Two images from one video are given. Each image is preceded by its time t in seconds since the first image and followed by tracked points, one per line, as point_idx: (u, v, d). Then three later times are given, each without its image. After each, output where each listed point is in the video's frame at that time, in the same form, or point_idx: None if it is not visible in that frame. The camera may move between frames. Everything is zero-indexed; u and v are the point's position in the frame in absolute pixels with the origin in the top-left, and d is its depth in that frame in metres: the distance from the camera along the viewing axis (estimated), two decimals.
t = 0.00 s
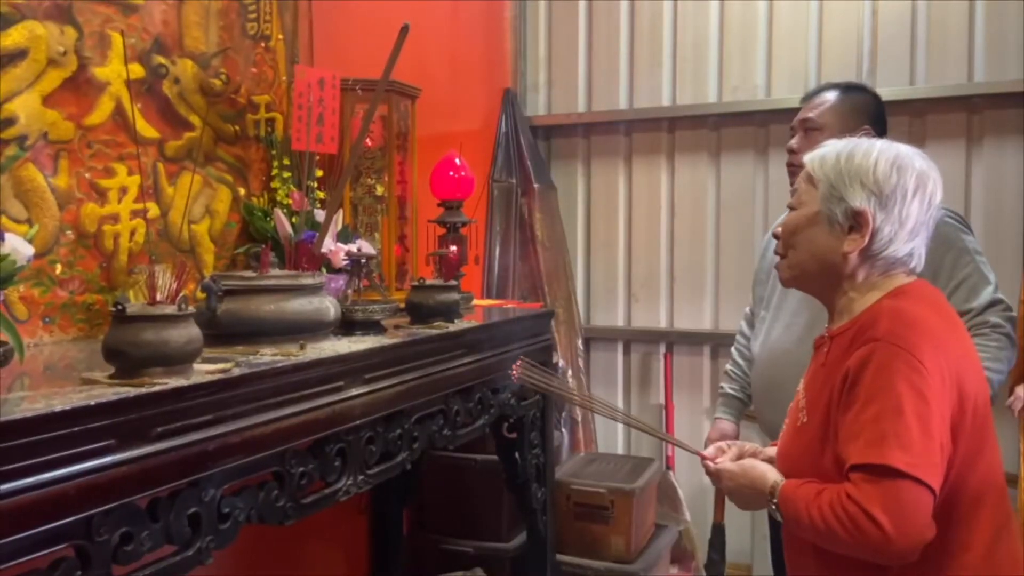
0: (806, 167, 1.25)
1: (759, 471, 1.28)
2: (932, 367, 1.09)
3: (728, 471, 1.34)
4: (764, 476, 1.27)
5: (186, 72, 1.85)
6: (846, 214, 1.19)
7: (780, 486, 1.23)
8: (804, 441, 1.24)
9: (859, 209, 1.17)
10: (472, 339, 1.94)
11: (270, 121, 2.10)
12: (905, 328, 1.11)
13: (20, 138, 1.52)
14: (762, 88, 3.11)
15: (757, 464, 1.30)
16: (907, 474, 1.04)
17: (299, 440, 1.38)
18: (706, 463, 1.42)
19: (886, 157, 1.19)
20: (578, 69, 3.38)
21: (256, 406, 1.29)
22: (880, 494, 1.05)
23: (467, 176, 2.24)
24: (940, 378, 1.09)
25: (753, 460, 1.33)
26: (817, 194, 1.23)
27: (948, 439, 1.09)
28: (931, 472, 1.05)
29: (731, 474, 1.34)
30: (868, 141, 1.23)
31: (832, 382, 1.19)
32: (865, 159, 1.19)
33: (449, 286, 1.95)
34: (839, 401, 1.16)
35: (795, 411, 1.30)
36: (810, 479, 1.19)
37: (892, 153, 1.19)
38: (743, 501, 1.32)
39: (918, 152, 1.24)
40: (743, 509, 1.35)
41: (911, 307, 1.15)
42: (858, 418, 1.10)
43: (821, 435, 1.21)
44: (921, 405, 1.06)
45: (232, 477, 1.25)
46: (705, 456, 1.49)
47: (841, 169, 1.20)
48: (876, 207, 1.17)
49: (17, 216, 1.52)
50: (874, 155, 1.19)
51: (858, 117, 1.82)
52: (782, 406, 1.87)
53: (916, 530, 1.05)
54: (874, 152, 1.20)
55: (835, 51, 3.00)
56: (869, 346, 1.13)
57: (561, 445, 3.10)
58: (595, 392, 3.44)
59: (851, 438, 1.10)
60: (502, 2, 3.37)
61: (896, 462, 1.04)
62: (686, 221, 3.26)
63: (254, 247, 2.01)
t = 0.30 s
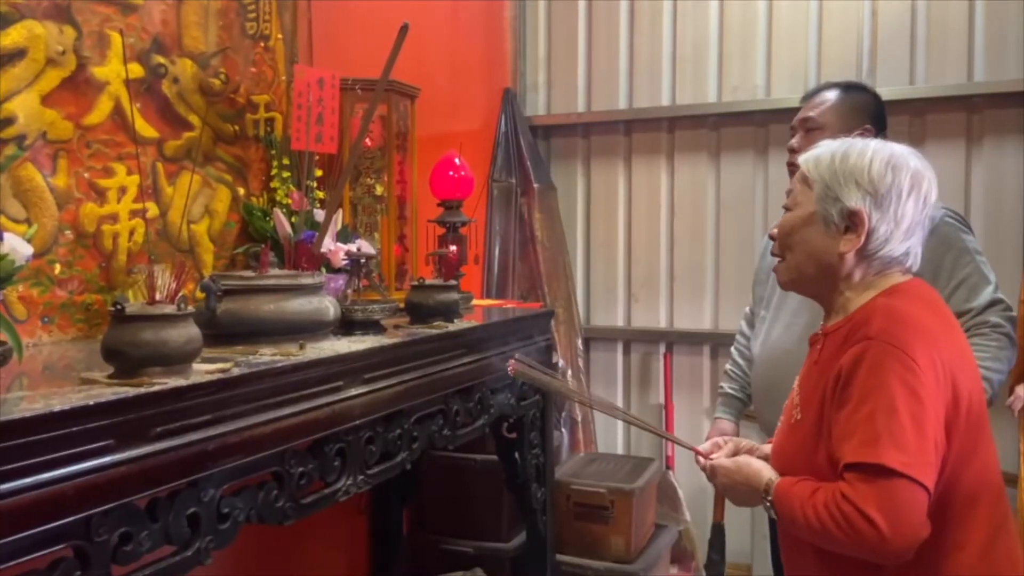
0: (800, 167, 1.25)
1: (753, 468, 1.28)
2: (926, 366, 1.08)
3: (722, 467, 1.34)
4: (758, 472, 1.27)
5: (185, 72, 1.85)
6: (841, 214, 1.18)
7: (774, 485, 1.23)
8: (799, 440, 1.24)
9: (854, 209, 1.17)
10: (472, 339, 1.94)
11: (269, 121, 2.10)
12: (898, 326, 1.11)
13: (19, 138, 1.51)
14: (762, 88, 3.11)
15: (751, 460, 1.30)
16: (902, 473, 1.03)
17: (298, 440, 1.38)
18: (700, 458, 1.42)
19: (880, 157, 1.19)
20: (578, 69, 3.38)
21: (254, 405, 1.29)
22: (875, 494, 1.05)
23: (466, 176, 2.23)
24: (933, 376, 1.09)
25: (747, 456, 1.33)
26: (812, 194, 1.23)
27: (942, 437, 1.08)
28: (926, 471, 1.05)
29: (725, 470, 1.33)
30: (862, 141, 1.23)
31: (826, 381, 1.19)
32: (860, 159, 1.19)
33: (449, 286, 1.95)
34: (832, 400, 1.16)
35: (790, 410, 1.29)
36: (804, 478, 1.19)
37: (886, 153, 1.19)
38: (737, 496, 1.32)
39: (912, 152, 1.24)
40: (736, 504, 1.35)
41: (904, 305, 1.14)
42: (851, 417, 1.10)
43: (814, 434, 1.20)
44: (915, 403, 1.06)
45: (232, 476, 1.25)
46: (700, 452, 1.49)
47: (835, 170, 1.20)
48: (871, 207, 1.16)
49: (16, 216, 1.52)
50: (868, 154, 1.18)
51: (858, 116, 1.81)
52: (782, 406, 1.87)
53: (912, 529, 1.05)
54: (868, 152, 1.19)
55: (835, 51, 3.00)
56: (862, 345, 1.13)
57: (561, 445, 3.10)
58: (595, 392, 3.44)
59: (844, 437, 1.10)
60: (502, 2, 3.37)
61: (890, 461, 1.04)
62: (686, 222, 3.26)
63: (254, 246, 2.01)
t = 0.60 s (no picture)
0: (798, 168, 1.25)
1: (753, 471, 1.28)
2: (924, 367, 1.08)
3: (722, 470, 1.34)
4: (758, 475, 1.27)
5: (183, 71, 1.84)
6: (839, 215, 1.18)
7: (774, 487, 1.23)
8: (798, 441, 1.24)
9: (852, 210, 1.17)
10: (471, 339, 1.94)
11: (268, 121, 2.09)
12: (896, 327, 1.11)
13: (17, 137, 1.51)
14: (761, 88, 3.11)
15: (752, 463, 1.30)
16: (901, 476, 1.03)
17: (297, 440, 1.37)
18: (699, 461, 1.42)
19: (878, 157, 1.18)
20: (576, 69, 3.37)
21: (253, 406, 1.29)
22: (873, 497, 1.05)
23: (465, 176, 2.23)
24: (932, 377, 1.08)
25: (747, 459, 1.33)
26: (810, 195, 1.22)
27: (941, 439, 1.08)
28: (925, 472, 1.05)
29: (725, 473, 1.33)
30: (860, 141, 1.23)
31: (825, 382, 1.18)
32: (857, 160, 1.18)
33: (447, 286, 1.95)
34: (830, 402, 1.16)
35: (789, 411, 1.29)
36: (804, 480, 1.19)
37: (884, 153, 1.18)
38: (737, 499, 1.32)
39: (910, 152, 1.23)
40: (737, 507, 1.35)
41: (902, 305, 1.14)
42: (850, 419, 1.09)
43: (813, 435, 1.20)
44: (913, 405, 1.06)
45: (229, 477, 1.25)
46: (700, 455, 1.49)
47: (833, 171, 1.20)
48: (870, 207, 1.16)
49: (14, 216, 1.51)
50: (866, 155, 1.18)
51: (857, 116, 1.81)
52: (781, 406, 1.87)
53: (911, 531, 1.04)
54: (866, 153, 1.19)
55: (833, 51, 3.00)
56: (861, 346, 1.13)
57: (560, 445, 3.10)
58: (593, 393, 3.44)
59: (843, 439, 1.10)
60: (501, 2, 3.37)
61: (889, 463, 1.03)
62: (685, 222, 3.25)
63: (252, 247, 2.00)
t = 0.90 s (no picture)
0: (804, 167, 1.25)
1: (756, 476, 1.27)
2: (930, 370, 1.08)
3: (725, 474, 1.33)
4: (762, 477, 1.27)
5: (180, 71, 1.84)
6: (844, 214, 1.18)
7: (778, 491, 1.22)
8: (801, 444, 1.23)
9: (857, 210, 1.17)
10: (468, 340, 1.93)
11: (265, 121, 2.09)
12: (903, 330, 1.11)
13: (13, 136, 1.50)
14: (759, 89, 3.11)
15: (755, 468, 1.29)
16: (908, 480, 1.03)
17: (294, 440, 1.37)
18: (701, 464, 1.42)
19: (885, 157, 1.18)
20: (574, 69, 3.37)
21: (250, 406, 1.29)
22: (880, 501, 1.04)
23: (463, 176, 2.23)
24: (938, 380, 1.08)
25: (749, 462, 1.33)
26: (815, 194, 1.22)
27: (948, 442, 1.08)
28: (932, 476, 1.04)
29: (727, 476, 1.33)
30: (867, 141, 1.22)
31: (829, 385, 1.18)
32: (863, 160, 1.18)
33: (445, 286, 1.94)
34: (834, 405, 1.16)
35: (791, 413, 1.29)
36: (808, 484, 1.19)
37: (890, 153, 1.18)
38: (739, 504, 1.32)
39: (917, 153, 1.23)
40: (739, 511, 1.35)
41: (907, 308, 1.14)
42: (856, 423, 1.09)
43: (815, 437, 1.20)
44: (920, 408, 1.06)
45: (226, 477, 1.24)
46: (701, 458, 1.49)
47: (839, 170, 1.20)
48: (875, 207, 1.16)
49: (10, 215, 1.51)
50: (872, 155, 1.18)
51: (856, 117, 1.81)
52: (779, 408, 1.86)
53: (918, 535, 1.04)
54: (873, 153, 1.19)
55: (831, 52, 3.00)
56: (866, 349, 1.12)
57: (557, 446, 3.10)
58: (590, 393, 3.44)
59: (849, 443, 1.09)
60: (499, 3, 3.36)
61: (896, 467, 1.03)
62: (683, 223, 3.25)
63: (249, 247, 2.00)
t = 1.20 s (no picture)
0: (805, 166, 1.25)
1: (743, 462, 1.28)
2: (930, 372, 1.08)
3: (713, 457, 1.34)
4: (750, 466, 1.28)
5: (175, 69, 1.83)
6: (846, 214, 1.18)
7: (766, 478, 1.22)
8: (799, 441, 1.23)
9: (859, 209, 1.17)
10: (464, 339, 1.93)
11: (260, 119, 2.08)
12: (904, 331, 1.11)
13: (6, 134, 1.49)
14: (754, 90, 3.11)
15: (742, 454, 1.30)
16: (900, 481, 1.03)
17: (288, 440, 1.36)
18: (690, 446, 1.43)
19: (887, 157, 1.18)
20: (570, 69, 3.37)
21: (245, 405, 1.28)
22: (870, 500, 1.04)
23: (458, 176, 2.22)
24: (937, 383, 1.08)
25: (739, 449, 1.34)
26: (816, 193, 1.22)
27: (943, 445, 1.08)
28: (924, 479, 1.04)
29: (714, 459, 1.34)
30: (869, 141, 1.22)
31: (828, 384, 1.18)
32: (865, 159, 1.18)
33: (441, 286, 1.94)
34: (833, 403, 1.16)
35: (790, 410, 1.29)
36: (799, 477, 1.18)
37: (892, 153, 1.18)
38: (724, 488, 1.33)
39: (919, 153, 1.23)
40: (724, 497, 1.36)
41: (909, 309, 1.14)
42: (852, 422, 1.09)
43: (812, 435, 1.20)
44: (917, 410, 1.05)
45: (220, 477, 1.24)
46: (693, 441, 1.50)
47: (841, 169, 1.20)
48: (876, 207, 1.16)
49: (2, 214, 1.50)
50: (874, 155, 1.18)
51: (853, 118, 1.81)
52: (775, 408, 1.85)
53: (905, 536, 1.04)
54: (875, 153, 1.19)
55: (826, 53, 3.01)
56: (867, 349, 1.12)
57: (552, 446, 3.10)
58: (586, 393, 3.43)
59: (843, 441, 1.09)
60: (495, 2, 3.36)
61: (889, 467, 1.03)
62: (678, 223, 3.25)
63: (243, 246, 1.98)
